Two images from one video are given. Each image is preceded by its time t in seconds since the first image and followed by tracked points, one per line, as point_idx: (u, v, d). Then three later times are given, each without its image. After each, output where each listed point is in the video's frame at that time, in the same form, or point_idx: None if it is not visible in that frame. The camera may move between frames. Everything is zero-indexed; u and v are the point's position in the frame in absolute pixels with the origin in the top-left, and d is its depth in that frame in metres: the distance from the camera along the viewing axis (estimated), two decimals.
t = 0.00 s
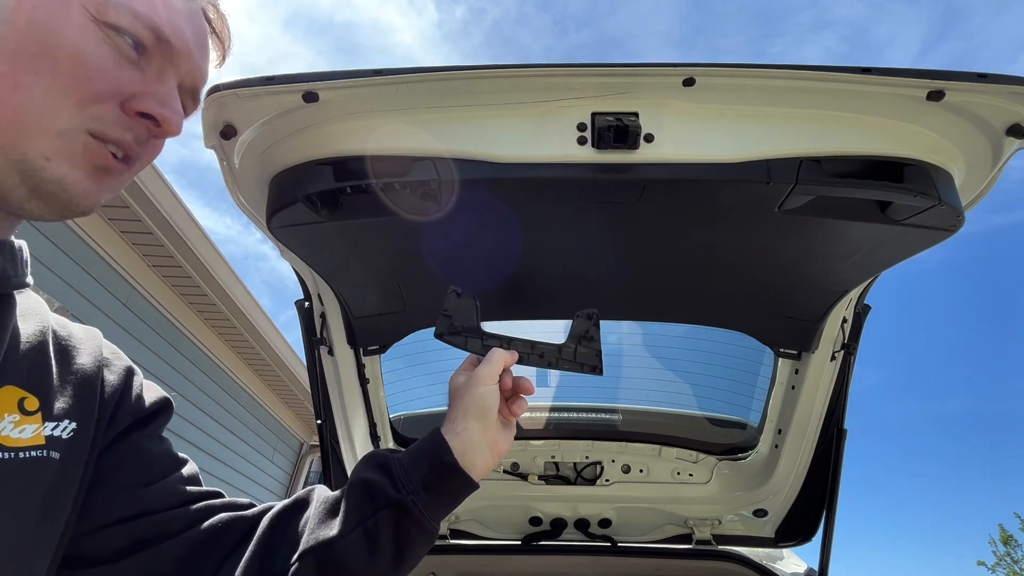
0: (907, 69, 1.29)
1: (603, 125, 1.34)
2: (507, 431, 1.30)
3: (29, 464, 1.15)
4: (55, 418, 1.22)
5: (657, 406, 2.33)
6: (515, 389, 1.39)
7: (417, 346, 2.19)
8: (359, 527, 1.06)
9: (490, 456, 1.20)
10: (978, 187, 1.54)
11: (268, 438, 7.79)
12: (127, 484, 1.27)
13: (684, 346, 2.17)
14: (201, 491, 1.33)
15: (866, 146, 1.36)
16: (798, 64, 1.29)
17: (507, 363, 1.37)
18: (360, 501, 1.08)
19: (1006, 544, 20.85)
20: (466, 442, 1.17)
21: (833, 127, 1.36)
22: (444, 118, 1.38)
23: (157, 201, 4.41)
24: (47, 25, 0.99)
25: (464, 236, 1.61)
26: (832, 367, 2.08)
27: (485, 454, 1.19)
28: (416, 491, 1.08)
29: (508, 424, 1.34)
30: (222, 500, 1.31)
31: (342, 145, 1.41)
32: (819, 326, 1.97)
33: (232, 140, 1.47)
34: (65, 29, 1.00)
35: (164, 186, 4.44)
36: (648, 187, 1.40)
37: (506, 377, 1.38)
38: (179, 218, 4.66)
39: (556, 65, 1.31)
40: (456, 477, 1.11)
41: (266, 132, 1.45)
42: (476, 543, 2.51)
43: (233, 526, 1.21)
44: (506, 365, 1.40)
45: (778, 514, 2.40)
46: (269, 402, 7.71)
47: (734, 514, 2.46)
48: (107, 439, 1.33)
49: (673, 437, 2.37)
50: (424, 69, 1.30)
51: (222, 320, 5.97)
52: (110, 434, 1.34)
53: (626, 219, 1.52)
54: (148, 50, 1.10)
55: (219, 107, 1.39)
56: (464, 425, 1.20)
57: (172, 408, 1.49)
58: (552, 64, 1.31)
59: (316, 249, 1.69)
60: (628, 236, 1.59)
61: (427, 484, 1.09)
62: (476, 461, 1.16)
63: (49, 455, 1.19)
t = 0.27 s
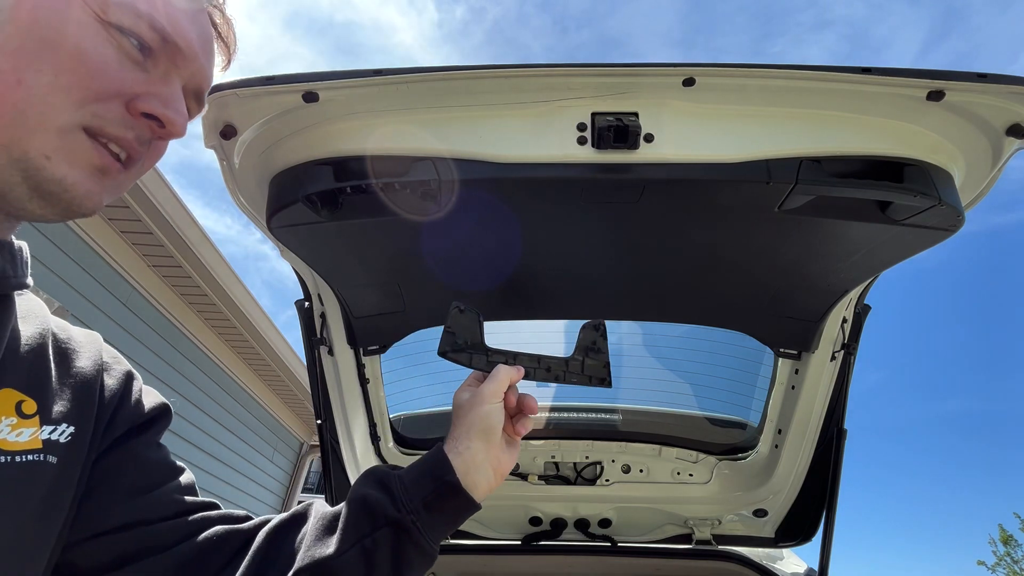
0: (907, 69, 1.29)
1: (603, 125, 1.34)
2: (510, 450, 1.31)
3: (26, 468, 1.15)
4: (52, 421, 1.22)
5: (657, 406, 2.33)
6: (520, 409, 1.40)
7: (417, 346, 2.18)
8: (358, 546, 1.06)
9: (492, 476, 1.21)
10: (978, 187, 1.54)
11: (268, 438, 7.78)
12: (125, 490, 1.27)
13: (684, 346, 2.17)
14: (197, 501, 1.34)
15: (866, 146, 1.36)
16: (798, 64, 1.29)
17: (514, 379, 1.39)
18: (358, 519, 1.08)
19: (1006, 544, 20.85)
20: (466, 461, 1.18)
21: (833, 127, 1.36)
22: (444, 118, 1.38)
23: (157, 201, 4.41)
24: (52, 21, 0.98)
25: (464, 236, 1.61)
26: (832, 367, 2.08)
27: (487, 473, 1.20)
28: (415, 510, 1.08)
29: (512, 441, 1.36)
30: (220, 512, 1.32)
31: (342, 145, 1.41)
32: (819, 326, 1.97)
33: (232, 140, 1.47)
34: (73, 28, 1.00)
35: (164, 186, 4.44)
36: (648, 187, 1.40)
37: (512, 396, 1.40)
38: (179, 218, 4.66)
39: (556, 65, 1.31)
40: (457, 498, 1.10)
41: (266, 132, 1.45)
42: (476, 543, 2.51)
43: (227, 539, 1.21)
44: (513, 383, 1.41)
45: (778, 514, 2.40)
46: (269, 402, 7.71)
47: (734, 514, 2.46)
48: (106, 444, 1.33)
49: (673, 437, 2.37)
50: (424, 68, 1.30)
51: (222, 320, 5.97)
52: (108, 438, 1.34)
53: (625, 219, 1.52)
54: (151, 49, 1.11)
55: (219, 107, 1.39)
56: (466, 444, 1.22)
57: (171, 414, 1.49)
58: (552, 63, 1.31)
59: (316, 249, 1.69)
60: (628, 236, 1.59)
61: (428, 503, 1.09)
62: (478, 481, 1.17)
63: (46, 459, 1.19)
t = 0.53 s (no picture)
0: (907, 69, 1.29)
1: (603, 125, 1.34)
2: (514, 472, 1.31)
3: (24, 475, 1.14)
4: (51, 428, 1.22)
5: (657, 406, 2.34)
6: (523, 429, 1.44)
7: (417, 346, 2.18)
8: (352, 564, 1.05)
9: (492, 497, 1.21)
10: (978, 187, 1.54)
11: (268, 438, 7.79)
12: (126, 502, 1.29)
13: (684, 346, 2.17)
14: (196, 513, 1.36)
15: (866, 146, 1.36)
16: (798, 64, 1.29)
17: (518, 397, 1.44)
18: (353, 537, 1.07)
19: (1006, 544, 20.85)
20: (466, 481, 1.18)
21: (833, 127, 1.36)
22: (443, 118, 1.38)
23: (157, 201, 4.41)
24: None
25: (464, 236, 1.61)
26: (832, 367, 2.08)
27: (487, 494, 1.20)
28: (412, 529, 1.07)
29: (515, 462, 1.37)
30: (214, 527, 1.33)
31: (342, 145, 1.41)
32: (819, 326, 1.97)
33: (232, 140, 1.47)
34: None
35: (164, 186, 4.44)
36: (648, 187, 1.40)
37: (513, 414, 1.44)
38: (179, 218, 4.66)
39: (556, 64, 1.31)
40: (456, 517, 1.10)
41: (266, 132, 1.45)
42: (476, 543, 2.51)
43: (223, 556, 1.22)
44: (514, 401, 1.45)
45: (778, 514, 2.40)
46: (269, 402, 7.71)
47: (734, 514, 2.45)
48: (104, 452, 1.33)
49: (673, 437, 2.37)
50: (424, 68, 1.30)
51: (222, 320, 5.97)
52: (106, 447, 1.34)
53: (625, 219, 1.52)
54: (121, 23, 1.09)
55: (219, 107, 1.39)
56: (466, 464, 1.22)
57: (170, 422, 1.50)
58: (552, 63, 1.31)
59: (316, 249, 1.69)
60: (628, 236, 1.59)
61: (424, 523, 1.08)
62: (477, 501, 1.16)
63: (43, 465, 1.18)
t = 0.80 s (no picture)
0: (907, 69, 1.29)
1: (603, 125, 1.34)
2: (503, 505, 1.24)
3: (12, 493, 1.15)
4: (43, 444, 1.22)
5: (657, 406, 2.34)
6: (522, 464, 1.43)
7: (417, 346, 2.19)
8: None
9: (475, 531, 1.13)
10: (978, 187, 1.54)
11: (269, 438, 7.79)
12: (115, 522, 1.26)
13: (684, 346, 2.17)
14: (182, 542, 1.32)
15: (866, 146, 1.36)
16: (798, 64, 1.29)
17: (495, 426, 1.37)
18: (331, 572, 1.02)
19: (1006, 544, 20.85)
20: (445, 516, 1.11)
21: (833, 127, 1.36)
22: (443, 118, 1.38)
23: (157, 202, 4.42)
24: (128, 92, 0.96)
25: (464, 236, 1.61)
26: (832, 366, 2.08)
27: (469, 529, 1.12)
28: (393, 564, 1.02)
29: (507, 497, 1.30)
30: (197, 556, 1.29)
31: (342, 145, 1.41)
32: (819, 326, 1.97)
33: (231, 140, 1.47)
34: (170, 118, 0.98)
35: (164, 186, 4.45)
36: (647, 187, 1.40)
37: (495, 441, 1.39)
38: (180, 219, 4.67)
39: (557, 65, 1.31)
40: (438, 553, 1.04)
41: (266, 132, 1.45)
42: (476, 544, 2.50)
43: None
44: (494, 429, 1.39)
45: (778, 514, 2.40)
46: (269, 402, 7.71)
47: (734, 514, 2.46)
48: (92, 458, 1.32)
49: (673, 437, 2.38)
50: (424, 69, 1.31)
51: (222, 320, 5.97)
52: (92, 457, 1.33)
53: (625, 219, 1.52)
54: (223, 147, 1.06)
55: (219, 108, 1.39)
56: (447, 498, 1.16)
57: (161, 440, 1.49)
58: (552, 63, 1.31)
59: (316, 249, 1.69)
60: (628, 236, 1.59)
61: (406, 556, 1.03)
62: (458, 536, 1.10)
63: (34, 483, 1.19)
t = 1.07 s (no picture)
0: (907, 69, 1.29)
1: (603, 125, 1.34)
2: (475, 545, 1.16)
3: (36, 555, 1.13)
4: (63, 503, 1.20)
5: (657, 406, 2.34)
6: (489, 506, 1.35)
7: (417, 346, 2.19)
8: None
9: None
10: (978, 187, 1.54)
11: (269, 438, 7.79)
12: None
13: (684, 346, 2.17)
14: None
15: (867, 146, 1.36)
16: (798, 64, 1.29)
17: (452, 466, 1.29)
18: None
19: (1007, 544, 20.85)
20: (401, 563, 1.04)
21: (833, 127, 1.36)
22: (443, 118, 1.38)
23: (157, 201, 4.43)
24: (225, 241, 1.13)
25: (464, 236, 1.61)
26: (832, 366, 2.08)
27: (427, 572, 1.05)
28: None
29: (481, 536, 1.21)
30: None
31: (342, 145, 1.41)
32: (819, 326, 1.97)
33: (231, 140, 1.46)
34: (256, 258, 1.19)
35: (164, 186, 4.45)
36: (647, 187, 1.40)
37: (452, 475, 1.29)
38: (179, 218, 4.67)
39: (556, 65, 1.31)
40: None
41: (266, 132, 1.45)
42: (476, 544, 2.51)
43: None
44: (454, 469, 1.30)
45: (778, 514, 2.40)
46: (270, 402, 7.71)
47: (734, 514, 2.46)
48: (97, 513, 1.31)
49: (673, 437, 2.37)
50: (424, 69, 1.30)
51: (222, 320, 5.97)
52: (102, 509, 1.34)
53: (625, 219, 1.52)
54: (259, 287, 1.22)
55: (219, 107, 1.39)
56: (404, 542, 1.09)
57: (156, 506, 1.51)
58: (551, 63, 1.31)
59: (316, 250, 1.69)
60: (628, 236, 1.59)
61: None
62: None
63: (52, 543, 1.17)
